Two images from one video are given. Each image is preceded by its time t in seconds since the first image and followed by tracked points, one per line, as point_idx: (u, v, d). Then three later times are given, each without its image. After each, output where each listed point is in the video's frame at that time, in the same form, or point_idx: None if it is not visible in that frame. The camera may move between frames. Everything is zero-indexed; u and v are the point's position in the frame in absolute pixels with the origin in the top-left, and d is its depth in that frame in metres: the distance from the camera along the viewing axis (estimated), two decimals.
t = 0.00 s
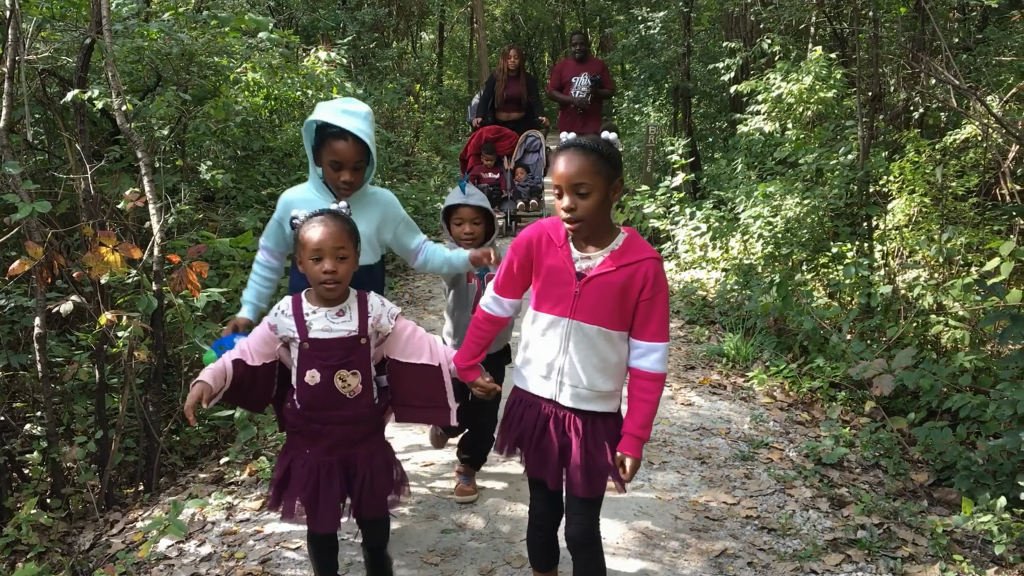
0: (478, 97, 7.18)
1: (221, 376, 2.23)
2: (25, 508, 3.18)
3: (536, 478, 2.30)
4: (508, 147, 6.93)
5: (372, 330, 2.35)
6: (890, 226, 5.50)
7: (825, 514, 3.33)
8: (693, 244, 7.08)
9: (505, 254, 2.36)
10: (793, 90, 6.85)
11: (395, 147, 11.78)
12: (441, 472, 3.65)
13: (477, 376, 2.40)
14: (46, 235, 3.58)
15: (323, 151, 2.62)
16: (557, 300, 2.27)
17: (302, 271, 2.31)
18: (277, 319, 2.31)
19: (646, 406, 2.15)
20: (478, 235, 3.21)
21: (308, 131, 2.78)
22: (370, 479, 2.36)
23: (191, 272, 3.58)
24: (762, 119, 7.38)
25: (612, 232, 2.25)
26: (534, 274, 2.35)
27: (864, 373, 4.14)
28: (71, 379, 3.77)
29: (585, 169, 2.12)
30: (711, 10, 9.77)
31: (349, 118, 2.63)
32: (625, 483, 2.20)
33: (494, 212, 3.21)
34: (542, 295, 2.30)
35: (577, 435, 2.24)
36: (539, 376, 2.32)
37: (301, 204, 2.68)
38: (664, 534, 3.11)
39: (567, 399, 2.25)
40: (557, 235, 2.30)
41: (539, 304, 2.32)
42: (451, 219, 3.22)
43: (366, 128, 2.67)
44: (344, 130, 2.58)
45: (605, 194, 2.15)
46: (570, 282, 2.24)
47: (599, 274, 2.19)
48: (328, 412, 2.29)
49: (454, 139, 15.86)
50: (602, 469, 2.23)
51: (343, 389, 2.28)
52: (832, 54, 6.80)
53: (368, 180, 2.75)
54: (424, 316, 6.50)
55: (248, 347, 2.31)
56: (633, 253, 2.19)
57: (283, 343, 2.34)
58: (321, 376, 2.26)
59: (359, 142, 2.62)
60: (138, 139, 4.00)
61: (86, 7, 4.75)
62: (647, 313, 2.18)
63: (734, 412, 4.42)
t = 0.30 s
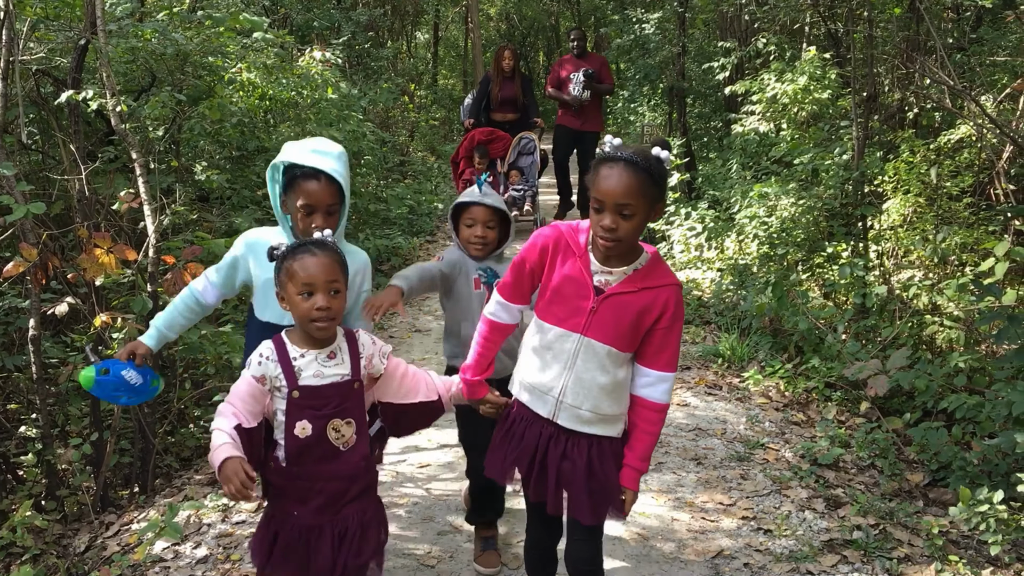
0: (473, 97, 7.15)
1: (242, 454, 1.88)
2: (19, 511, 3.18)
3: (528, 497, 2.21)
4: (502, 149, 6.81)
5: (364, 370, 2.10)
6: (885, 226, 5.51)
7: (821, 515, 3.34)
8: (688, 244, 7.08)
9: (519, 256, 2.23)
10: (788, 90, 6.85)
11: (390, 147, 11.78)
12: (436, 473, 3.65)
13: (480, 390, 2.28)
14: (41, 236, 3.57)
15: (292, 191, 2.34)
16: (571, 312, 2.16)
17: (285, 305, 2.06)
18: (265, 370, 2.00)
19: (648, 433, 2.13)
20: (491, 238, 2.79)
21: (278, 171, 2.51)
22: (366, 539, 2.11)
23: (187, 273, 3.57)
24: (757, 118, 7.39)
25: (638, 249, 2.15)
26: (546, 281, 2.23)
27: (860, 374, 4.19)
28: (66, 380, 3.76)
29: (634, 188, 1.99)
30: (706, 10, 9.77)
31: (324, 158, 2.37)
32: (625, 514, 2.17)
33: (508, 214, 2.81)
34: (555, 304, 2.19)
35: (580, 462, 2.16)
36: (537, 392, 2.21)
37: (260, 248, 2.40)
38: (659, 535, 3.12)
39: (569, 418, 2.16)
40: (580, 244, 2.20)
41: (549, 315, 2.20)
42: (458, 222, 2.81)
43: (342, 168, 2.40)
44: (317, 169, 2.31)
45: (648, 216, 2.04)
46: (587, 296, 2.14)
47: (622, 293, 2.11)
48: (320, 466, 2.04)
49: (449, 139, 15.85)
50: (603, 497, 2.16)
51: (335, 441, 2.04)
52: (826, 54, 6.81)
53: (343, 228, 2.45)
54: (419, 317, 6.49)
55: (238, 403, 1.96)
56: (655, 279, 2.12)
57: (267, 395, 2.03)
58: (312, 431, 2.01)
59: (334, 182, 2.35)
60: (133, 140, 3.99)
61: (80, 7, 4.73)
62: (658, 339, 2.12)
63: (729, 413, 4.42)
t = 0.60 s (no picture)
0: (464, 100, 7.11)
1: (178, 494, 1.85)
2: (16, 516, 3.17)
3: (561, 524, 2.14)
4: (496, 154, 6.81)
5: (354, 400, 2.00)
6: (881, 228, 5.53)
7: (818, 519, 3.34)
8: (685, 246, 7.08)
9: (528, 270, 2.17)
10: (784, 92, 6.86)
11: (386, 149, 11.77)
12: (434, 478, 3.64)
13: (498, 422, 2.19)
14: (37, 240, 3.56)
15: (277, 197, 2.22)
16: (590, 323, 2.13)
17: (269, 331, 1.96)
18: (240, 395, 1.93)
19: (684, 440, 2.12)
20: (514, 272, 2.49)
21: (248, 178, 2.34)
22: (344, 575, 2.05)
23: (184, 278, 3.57)
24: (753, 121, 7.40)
25: (648, 250, 2.15)
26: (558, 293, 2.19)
27: (857, 377, 4.22)
28: (62, 384, 3.76)
29: (632, 184, 2.00)
30: (702, 12, 9.79)
31: (306, 158, 2.27)
32: (662, 523, 2.16)
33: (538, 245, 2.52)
34: (573, 316, 2.15)
35: (615, 477, 2.15)
36: (562, 412, 2.16)
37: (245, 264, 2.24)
38: (658, 539, 3.12)
39: (600, 436, 2.12)
40: (590, 250, 2.16)
41: (568, 329, 2.16)
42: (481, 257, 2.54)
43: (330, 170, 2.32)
44: (305, 174, 2.22)
45: (649, 211, 2.04)
46: (606, 308, 2.11)
47: (643, 298, 2.10)
48: (300, 502, 1.95)
49: (445, 140, 15.84)
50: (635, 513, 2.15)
51: (319, 475, 1.95)
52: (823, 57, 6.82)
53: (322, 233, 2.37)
54: (416, 320, 6.48)
55: (209, 432, 1.94)
56: (673, 278, 2.12)
57: (243, 421, 1.97)
58: (291, 463, 1.91)
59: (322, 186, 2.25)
60: (129, 144, 3.98)
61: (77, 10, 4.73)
62: (683, 340, 2.13)
63: (726, 415, 4.42)
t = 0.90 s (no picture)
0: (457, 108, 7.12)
1: (228, 543, 1.82)
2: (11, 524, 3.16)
3: (590, 549, 2.13)
4: (492, 162, 6.70)
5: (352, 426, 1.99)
6: (877, 233, 5.53)
7: (816, 525, 3.34)
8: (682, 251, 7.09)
9: (527, 298, 2.14)
10: (780, 97, 6.87)
11: (382, 154, 11.78)
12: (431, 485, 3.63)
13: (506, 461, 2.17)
14: (33, 247, 3.55)
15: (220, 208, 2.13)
16: (599, 345, 2.11)
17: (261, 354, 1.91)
18: (236, 419, 1.89)
19: (698, 449, 2.11)
20: (491, 307, 2.39)
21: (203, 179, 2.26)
22: None
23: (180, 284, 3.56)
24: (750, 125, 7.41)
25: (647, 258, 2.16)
26: (560, 317, 2.16)
27: (854, 383, 4.24)
28: (58, 391, 3.75)
29: (660, 189, 2.00)
30: (697, 16, 9.80)
31: (256, 161, 2.14)
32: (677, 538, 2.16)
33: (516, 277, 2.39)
34: (580, 340, 2.13)
35: (638, 499, 2.13)
36: (579, 437, 2.14)
37: (207, 285, 2.17)
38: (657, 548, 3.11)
39: (623, 458, 2.11)
40: (588, 269, 2.14)
41: (575, 353, 2.14)
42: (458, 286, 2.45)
43: (278, 173, 2.16)
44: (243, 177, 2.09)
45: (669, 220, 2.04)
46: (615, 325, 2.09)
47: (650, 311, 2.09)
48: (300, 534, 1.90)
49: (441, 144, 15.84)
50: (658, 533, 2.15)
51: (319, 505, 1.91)
52: (819, 61, 6.84)
53: (283, 244, 2.24)
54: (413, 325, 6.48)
55: (210, 466, 1.87)
56: (678, 283, 2.12)
57: (241, 451, 1.92)
58: (290, 491, 1.87)
59: (263, 194, 2.10)
60: (125, 150, 3.98)
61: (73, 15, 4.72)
62: (694, 347, 2.13)
63: (724, 421, 4.42)
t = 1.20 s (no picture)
0: (455, 118, 7.08)
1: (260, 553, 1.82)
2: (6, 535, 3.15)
3: None
4: (489, 174, 6.72)
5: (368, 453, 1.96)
6: (873, 241, 5.54)
7: (814, 534, 3.34)
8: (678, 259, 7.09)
9: (535, 329, 1.97)
10: (776, 105, 6.88)
11: (379, 161, 11.79)
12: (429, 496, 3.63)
13: (521, 519, 1.95)
14: (30, 257, 3.54)
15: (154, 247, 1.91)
16: (618, 375, 1.94)
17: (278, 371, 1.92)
18: (250, 434, 1.89)
19: (714, 479, 2.01)
20: (465, 320, 2.31)
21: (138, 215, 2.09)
22: None
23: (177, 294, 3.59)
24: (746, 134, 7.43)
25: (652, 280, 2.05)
26: (570, 350, 1.99)
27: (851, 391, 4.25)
28: (54, 401, 3.74)
29: (673, 202, 1.93)
30: (693, 25, 9.83)
31: (199, 196, 1.98)
32: None
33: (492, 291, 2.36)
34: (596, 372, 1.95)
35: (672, 538, 1.96)
36: (607, 478, 1.94)
37: (145, 335, 1.96)
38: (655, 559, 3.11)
39: (657, 495, 1.94)
40: (595, 295, 1.99)
41: (593, 387, 1.96)
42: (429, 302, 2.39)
43: (220, 208, 1.97)
44: (178, 215, 1.90)
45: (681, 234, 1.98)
46: (632, 351, 1.94)
47: (667, 332, 1.96)
48: (305, 559, 1.87)
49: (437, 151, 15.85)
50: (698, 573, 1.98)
51: (326, 532, 1.87)
52: (815, 70, 6.86)
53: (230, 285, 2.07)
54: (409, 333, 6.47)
55: (221, 482, 1.87)
56: (686, 304, 2.02)
57: (253, 469, 1.91)
58: (295, 515, 1.85)
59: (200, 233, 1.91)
60: (122, 159, 3.98)
61: (70, 23, 4.72)
62: (707, 369, 2.02)
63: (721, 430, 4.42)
